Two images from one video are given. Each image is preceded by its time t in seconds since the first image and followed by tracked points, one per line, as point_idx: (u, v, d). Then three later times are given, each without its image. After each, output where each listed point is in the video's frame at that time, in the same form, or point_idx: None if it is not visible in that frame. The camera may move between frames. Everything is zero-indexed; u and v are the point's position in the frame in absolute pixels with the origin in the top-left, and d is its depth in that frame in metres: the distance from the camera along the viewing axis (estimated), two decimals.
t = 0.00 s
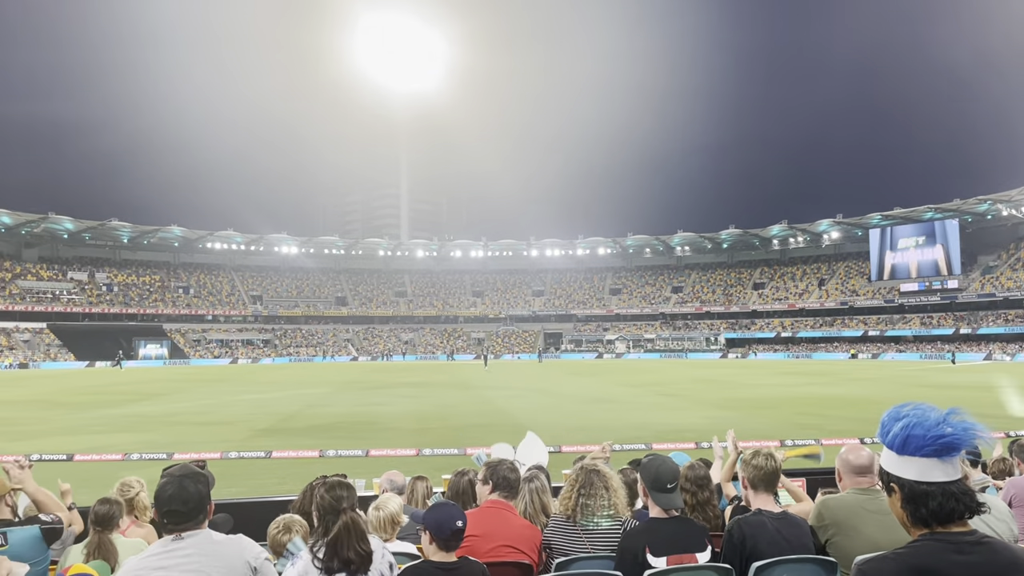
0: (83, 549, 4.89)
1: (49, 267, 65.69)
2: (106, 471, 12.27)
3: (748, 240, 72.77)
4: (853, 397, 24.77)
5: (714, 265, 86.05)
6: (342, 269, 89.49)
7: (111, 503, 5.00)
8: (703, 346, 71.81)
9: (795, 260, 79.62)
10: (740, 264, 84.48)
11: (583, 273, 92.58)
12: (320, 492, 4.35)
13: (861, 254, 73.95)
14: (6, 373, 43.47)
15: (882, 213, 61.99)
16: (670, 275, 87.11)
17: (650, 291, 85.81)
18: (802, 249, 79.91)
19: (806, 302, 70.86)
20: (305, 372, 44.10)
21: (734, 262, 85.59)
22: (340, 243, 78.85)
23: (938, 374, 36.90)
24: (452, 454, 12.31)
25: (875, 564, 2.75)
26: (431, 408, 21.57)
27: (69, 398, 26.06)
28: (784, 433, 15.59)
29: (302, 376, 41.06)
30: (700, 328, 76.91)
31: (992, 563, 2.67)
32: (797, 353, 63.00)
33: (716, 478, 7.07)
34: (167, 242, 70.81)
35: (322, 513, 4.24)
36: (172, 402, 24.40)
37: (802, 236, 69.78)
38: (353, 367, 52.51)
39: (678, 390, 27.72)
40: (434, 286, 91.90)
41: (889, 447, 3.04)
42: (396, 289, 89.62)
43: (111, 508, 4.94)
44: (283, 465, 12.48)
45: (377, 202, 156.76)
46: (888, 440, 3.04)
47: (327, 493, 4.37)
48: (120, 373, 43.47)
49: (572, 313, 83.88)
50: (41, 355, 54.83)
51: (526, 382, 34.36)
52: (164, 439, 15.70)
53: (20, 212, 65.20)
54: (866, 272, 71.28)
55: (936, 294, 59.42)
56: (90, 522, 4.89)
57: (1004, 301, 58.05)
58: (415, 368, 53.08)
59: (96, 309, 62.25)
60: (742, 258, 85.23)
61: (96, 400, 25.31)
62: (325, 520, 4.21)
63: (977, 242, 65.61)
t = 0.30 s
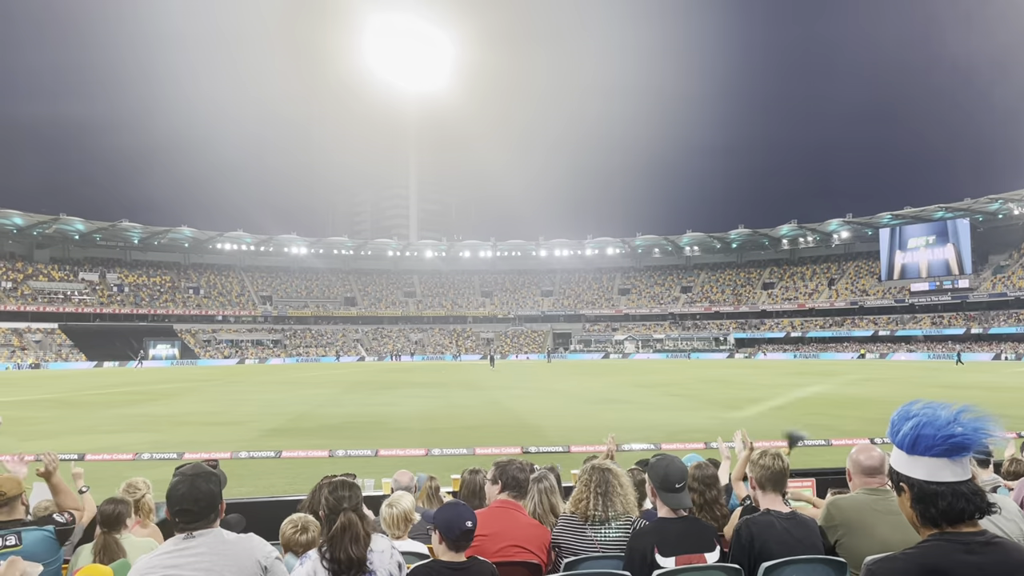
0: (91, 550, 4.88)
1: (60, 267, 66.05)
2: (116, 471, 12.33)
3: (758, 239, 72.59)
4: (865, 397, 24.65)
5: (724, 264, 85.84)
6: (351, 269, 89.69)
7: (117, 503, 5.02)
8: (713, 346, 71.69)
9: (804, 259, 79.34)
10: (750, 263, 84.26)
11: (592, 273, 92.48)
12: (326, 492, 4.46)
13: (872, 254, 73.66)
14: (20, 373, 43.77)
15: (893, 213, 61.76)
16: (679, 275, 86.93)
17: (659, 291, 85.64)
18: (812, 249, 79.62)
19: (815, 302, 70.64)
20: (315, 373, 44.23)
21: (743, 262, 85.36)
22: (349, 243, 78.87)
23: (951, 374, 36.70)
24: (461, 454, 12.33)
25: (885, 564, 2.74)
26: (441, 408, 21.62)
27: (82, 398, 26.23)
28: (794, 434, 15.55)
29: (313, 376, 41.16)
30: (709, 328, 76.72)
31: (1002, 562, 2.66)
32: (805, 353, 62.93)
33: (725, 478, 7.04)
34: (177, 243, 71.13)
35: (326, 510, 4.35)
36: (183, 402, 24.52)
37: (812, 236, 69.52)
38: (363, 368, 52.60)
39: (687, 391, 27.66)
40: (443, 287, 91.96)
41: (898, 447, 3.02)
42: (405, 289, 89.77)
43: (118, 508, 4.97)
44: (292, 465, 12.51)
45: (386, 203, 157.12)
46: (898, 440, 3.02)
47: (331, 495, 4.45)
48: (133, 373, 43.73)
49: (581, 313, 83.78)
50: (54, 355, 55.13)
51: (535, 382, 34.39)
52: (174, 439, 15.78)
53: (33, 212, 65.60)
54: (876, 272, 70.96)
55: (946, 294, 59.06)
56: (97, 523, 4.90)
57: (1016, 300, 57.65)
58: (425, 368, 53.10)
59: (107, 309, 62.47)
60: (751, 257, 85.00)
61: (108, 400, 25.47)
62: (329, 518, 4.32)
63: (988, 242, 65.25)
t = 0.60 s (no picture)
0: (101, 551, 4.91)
1: (70, 269, 66.38)
2: (125, 472, 12.39)
3: (766, 239, 72.38)
4: (875, 398, 24.56)
5: (732, 265, 85.62)
6: (359, 270, 89.89)
7: (129, 504, 5.01)
8: (721, 346, 71.58)
9: (812, 260, 79.15)
10: (758, 264, 84.05)
11: (599, 274, 92.44)
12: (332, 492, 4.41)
13: (880, 254, 73.41)
14: (30, 375, 43.96)
15: (901, 212, 61.52)
16: (686, 275, 86.78)
17: (667, 292, 85.52)
18: (820, 249, 79.43)
19: (824, 303, 70.49)
20: (324, 374, 44.41)
21: (751, 262, 85.14)
22: (357, 245, 78.92)
23: (961, 374, 36.53)
24: (470, 454, 12.36)
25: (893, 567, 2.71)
26: (449, 409, 21.66)
27: (92, 399, 26.36)
28: (802, 434, 15.52)
29: (321, 376, 41.24)
30: (717, 329, 76.61)
31: (1012, 566, 2.63)
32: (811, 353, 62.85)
33: (734, 481, 7.01)
34: (186, 244, 71.39)
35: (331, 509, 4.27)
36: (193, 403, 24.62)
37: (820, 236, 69.33)
38: (372, 369, 52.64)
39: (695, 391, 27.60)
40: (450, 288, 92.01)
41: (907, 448, 2.99)
42: (412, 290, 89.90)
43: (129, 509, 4.96)
44: (300, 466, 12.53)
45: (394, 204, 157.36)
46: (905, 441, 3.00)
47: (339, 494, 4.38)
48: (144, 375, 43.92)
49: (589, 314, 83.73)
50: (64, 357, 55.38)
51: (543, 383, 34.42)
52: (183, 440, 15.85)
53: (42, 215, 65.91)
54: (885, 272, 70.71)
55: (956, 294, 58.71)
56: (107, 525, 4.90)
57: None
58: (434, 368, 53.16)
59: (117, 311, 62.62)
60: (759, 258, 84.78)
61: (118, 401, 25.58)
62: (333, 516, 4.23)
63: (997, 242, 64.99)
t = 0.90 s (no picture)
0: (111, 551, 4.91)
1: (77, 271, 66.70)
2: (134, 473, 12.48)
3: (773, 239, 72.19)
4: (882, 398, 24.49)
5: (738, 265, 85.43)
6: (365, 271, 90.12)
7: (138, 505, 5.03)
8: (727, 347, 71.39)
9: (819, 259, 78.91)
10: (765, 264, 83.83)
11: (605, 274, 92.35)
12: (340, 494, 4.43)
13: (887, 253, 73.13)
14: (39, 377, 44.20)
15: (908, 212, 61.27)
16: (692, 275, 86.56)
17: (673, 292, 85.34)
18: (827, 249, 79.20)
19: (831, 302, 70.29)
20: (331, 375, 44.50)
21: (758, 262, 84.91)
22: (363, 246, 78.99)
23: (971, 373, 36.36)
24: (476, 456, 12.39)
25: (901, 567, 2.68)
26: (455, 410, 21.71)
27: (101, 400, 26.56)
28: (809, 434, 15.49)
29: (329, 378, 41.39)
30: (724, 329, 76.45)
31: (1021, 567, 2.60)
32: (817, 354, 62.74)
33: (740, 482, 7.00)
34: (192, 246, 71.64)
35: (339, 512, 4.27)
36: (201, 404, 24.75)
37: (826, 236, 69.12)
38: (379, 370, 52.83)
39: (701, 392, 27.58)
40: (456, 289, 92.05)
41: (913, 448, 2.97)
42: (418, 291, 90.01)
43: (138, 510, 4.98)
44: (307, 467, 12.58)
45: (399, 205, 157.58)
46: (913, 441, 2.97)
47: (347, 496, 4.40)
48: (153, 376, 44.17)
49: (594, 314, 83.67)
50: (72, 359, 55.65)
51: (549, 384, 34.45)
52: (191, 441, 15.95)
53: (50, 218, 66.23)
54: (893, 272, 70.45)
55: (964, 293, 58.04)
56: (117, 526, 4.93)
57: None
58: (440, 369, 53.29)
59: (125, 314, 62.57)
60: (766, 258, 84.55)
61: (126, 402, 25.72)
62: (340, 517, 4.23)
63: (1005, 241, 64.70)
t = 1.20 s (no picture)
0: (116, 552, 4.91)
1: (82, 273, 66.88)
2: (138, 474, 12.51)
3: (777, 239, 72.22)
4: (888, 398, 24.44)
5: (742, 265, 85.38)
6: (369, 272, 90.23)
7: (143, 506, 5.10)
8: (732, 347, 71.32)
9: (824, 259, 78.80)
10: (769, 264, 83.73)
11: (609, 275, 92.30)
12: (345, 493, 4.06)
13: (892, 253, 73.05)
14: (44, 378, 44.26)
15: (913, 211, 61.09)
16: (696, 276, 86.52)
17: (677, 292, 85.28)
18: (831, 249, 79.11)
19: (835, 302, 70.22)
20: (336, 376, 44.48)
21: (762, 262, 84.81)
22: (367, 247, 79.03)
23: (979, 373, 36.26)
24: (480, 456, 12.43)
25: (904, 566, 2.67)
26: (460, 411, 21.74)
27: (107, 402, 26.61)
28: (814, 434, 15.50)
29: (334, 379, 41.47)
30: (728, 329, 76.40)
31: None
32: (820, 353, 62.79)
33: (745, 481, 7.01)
34: (197, 247, 71.76)
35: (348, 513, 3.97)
36: (207, 406, 24.79)
37: (831, 235, 69.02)
38: (383, 371, 52.91)
39: (707, 392, 27.57)
40: (460, 289, 92.08)
41: (918, 447, 2.96)
42: (422, 292, 90.04)
43: (143, 512, 5.04)
44: (312, 467, 12.63)
45: (403, 206, 157.50)
46: (917, 440, 2.96)
47: (352, 492, 4.07)
48: (158, 378, 44.28)
49: (599, 314, 83.66)
50: (77, 360, 55.78)
51: (554, 384, 34.47)
52: (196, 441, 15.99)
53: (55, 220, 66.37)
54: (897, 271, 70.39)
55: (968, 293, 58.51)
56: (122, 527, 4.94)
57: None
58: (444, 370, 53.29)
59: (129, 315, 62.92)
60: (770, 257, 84.41)
61: (132, 403, 25.81)
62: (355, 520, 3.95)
63: (1010, 240, 64.62)
